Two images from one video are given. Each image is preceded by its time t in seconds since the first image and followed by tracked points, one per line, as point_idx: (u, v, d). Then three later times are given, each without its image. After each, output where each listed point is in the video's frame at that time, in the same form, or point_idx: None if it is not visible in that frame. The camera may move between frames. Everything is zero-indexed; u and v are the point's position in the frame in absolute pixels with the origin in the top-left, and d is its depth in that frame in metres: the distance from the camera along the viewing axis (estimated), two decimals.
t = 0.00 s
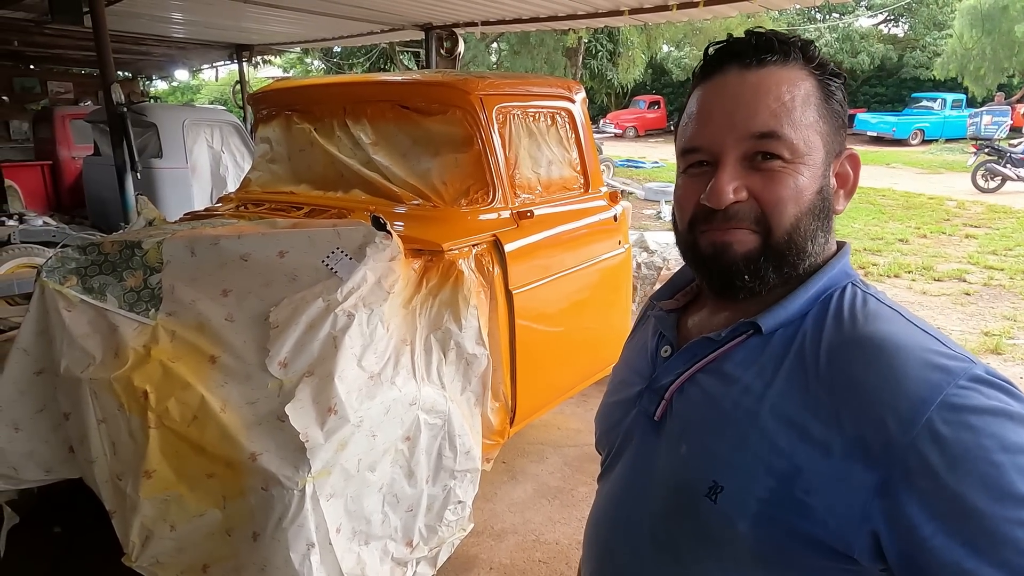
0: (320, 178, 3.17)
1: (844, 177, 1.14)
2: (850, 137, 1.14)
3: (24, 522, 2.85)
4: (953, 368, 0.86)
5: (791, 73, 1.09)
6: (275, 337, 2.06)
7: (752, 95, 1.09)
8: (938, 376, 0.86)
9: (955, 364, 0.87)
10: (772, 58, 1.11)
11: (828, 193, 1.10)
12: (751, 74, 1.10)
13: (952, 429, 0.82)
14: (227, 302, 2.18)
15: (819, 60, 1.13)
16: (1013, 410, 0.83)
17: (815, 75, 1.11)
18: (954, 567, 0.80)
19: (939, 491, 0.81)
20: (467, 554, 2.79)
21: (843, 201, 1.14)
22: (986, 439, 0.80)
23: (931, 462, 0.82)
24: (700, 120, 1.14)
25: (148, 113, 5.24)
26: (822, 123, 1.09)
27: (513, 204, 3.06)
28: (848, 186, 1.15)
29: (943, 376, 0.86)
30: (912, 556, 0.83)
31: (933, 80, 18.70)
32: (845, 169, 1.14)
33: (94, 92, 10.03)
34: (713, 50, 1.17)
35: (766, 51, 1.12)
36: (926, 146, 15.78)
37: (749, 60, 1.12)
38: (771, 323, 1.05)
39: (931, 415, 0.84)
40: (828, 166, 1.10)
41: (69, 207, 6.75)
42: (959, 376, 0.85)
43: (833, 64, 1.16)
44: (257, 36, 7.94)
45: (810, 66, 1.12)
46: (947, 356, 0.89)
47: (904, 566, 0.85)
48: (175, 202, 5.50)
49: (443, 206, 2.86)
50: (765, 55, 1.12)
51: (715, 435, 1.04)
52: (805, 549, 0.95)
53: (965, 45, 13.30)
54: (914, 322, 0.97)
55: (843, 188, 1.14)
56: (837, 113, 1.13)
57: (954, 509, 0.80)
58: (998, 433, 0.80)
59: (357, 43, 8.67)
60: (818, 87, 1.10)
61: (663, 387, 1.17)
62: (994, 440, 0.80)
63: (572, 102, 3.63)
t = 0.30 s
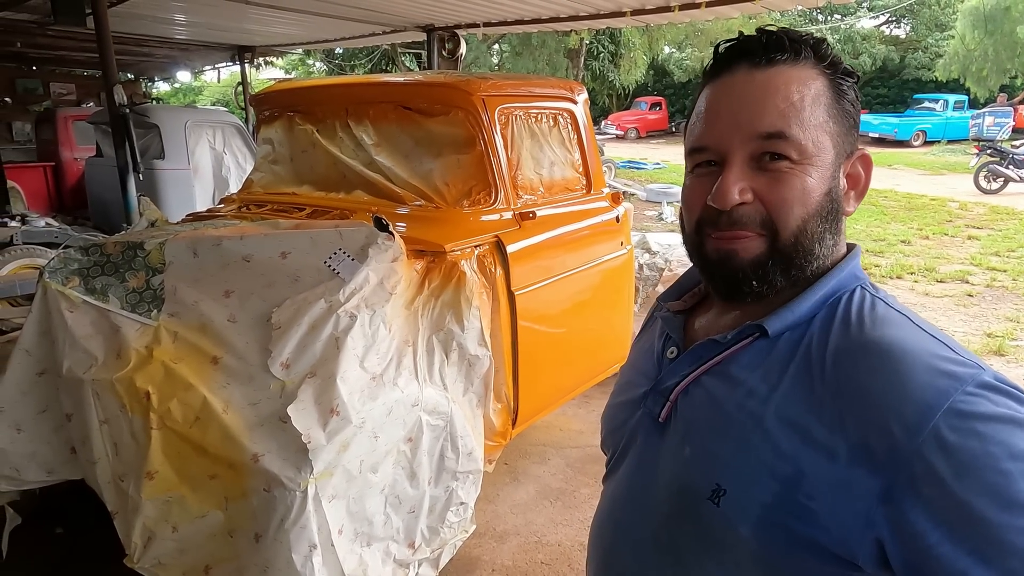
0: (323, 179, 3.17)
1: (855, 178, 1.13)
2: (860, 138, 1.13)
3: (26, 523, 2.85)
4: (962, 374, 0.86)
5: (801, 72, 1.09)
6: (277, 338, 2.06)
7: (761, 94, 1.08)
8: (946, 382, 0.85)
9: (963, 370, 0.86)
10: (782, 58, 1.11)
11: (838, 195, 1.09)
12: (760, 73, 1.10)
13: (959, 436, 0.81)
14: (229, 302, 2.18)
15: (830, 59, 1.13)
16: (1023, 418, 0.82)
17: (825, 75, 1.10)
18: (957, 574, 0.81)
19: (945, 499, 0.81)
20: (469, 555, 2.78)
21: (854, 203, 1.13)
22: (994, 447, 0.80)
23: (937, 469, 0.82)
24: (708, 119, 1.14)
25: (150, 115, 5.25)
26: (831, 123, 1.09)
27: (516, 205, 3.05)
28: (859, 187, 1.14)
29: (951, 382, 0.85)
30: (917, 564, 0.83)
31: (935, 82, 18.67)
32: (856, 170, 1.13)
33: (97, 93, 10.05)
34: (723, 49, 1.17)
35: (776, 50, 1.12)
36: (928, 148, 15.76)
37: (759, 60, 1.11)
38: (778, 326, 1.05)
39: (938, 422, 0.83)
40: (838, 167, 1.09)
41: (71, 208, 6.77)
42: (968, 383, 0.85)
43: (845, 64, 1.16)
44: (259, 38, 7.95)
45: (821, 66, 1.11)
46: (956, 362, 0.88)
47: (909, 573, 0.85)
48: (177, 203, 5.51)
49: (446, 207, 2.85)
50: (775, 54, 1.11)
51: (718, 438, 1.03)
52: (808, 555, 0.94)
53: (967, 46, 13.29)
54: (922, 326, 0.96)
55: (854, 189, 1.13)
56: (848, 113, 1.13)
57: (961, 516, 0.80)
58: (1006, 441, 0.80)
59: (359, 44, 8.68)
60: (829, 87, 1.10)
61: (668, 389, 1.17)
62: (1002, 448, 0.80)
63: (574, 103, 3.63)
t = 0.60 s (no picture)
0: (325, 181, 3.18)
1: (863, 184, 1.13)
2: (867, 143, 1.14)
3: (30, 524, 2.86)
4: (972, 382, 0.86)
5: (808, 78, 1.09)
6: (280, 340, 2.06)
7: (769, 100, 1.09)
8: (956, 390, 0.85)
9: (973, 377, 0.87)
10: (789, 64, 1.11)
11: (846, 200, 1.09)
12: (767, 80, 1.10)
13: (969, 444, 0.81)
14: (232, 305, 2.18)
15: (837, 64, 1.13)
16: None
17: (832, 81, 1.11)
18: None
19: (955, 506, 0.80)
20: (471, 557, 2.78)
21: (862, 208, 1.14)
22: (1004, 455, 0.80)
23: (947, 477, 0.82)
24: (715, 126, 1.14)
25: (153, 117, 5.25)
26: (839, 129, 1.09)
27: (518, 207, 3.06)
28: (867, 193, 1.14)
29: (962, 390, 0.85)
30: (926, 571, 0.83)
31: (937, 83, 18.64)
32: (864, 175, 1.13)
33: (99, 96, 10.08)
34: (729, 54, 1.18)
35: (783, 57, 1.12)
36: (930, 149, 15.74)
37: (766, 66, 1.12)
38: (786, 330, 1.05)
39: (948, 429, 0.83)
40: (847, 172, 1.09)
41: (73, 209, 6.78)
42: (978, 390, 0.85)
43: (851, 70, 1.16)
44: (262, 40, 7.97)
45: (828, 72, 1.12)
46: (966, 369, 0.88)
47: None
48: (180, 205, 5.51)
49: (448, 210, 2.86)
50: (781, 60, 1.12)
51: (727, 443, 1.03)
52: (816, 561, 0.94)
53: (969, 48, 13.27)
54: (931, 333, 0.96)
55: (862, 195, 1.13)
56: (855, 118, 1.13)
57: (969, 524, 0.79)
58: (1017, 449, 0.80)
59: (361, 46, 8.70)
60: (836, 94, 1.10)
61: (675, 392, 1.17)
62: (1013, 456, 0.79)
63: (577, 106, 3.64)
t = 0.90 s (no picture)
0: (327, 183, 3.18)
1: (866, 185, 1.13)
2: (870, 145, 1.14)
3: (32, 525, 2.87)
4: (977, 380, 0.86)
5: (812, 82, 1.10)
6: (282, 341, 2.07)
7: (772, 103, 1.09)
8: (962, 389, 0.86)
9: (978, 377, 0.87)
10: (792, 67, 1.11)
11: (849, 201, 1.09)
12: (770, 83, 1.11)
13: (976, 443, 0.81)
14: (234, 306, 2.19)
15: (841, 67, 1.13)
16: None
17: (835, 84, 1.11)
18: None
19: (962, 505, 0.80)
20: (473, 559, 2.79)
21: (865, 210, 1.14)
22: (1010, 454, 0.80)
23: (953, 475, 0.82)
24: (718, 129, 1.15)
25: (156, 119, 5.26)
26: (843, 131, 1.09)
27: (519, 209, 3.06)
28: (871, 194, 1.14)
29: (967, 389, 0.86)
30: (933, 570, 0.83)
31: (939, 85, 18.62)
32: (867, 176, 1.13)
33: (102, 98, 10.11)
34: (733, 57, 1.18)
35: (786, 59, 1.12)
36: (932, 151, 15.72)
37: (769, 69, 1.12)
38: (791, 330, 1.05)
39: (954, 428, 0.84)
40: (850, 174, 1.10)
41: (77, 211, 6.77)
42: (984, 390, 0.85)
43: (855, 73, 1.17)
44: (264, 42, 7.99)
45: (831, 75, 1.12)
46: (971, 368, 0.89)
47: None
48: (182, 206, 5.52)
49: (450, 212, 2.86)
50: (785, 63, 1.12)
51: (732, 442, 1.04)
52: (820, 560, 0.95)
53: (971, 50, 13.26)
54: (936, 333, 0.97)
55: (866, 196, 1.13)
56: (859, 120, 1.13)
57: (975, 522, 0.79)
58: (1023, 448, 0.80)
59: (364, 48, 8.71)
60: (839, 96, 1.10)
61: (679, 393, 1.17)
62: (1019, 455, 0.80)
63: (578, 108, 3.64)
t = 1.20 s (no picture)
0: (329, 184, 3.18)
1: (869, 200, 1.05)
2: (882, 161, 1.06)
3: (34, 526, 2.87)
4: (987, 383, 0.86)
5: (798, 101, 1.05)
6: (284, 343, 2.07)
7: (755, 123, 1.07)
8: (971, 391, 0.86)
9: (987, 379, 0.87)
10: (786, 81, 1.07)
11: (831, 224, 1.06)
12: (758, 99, 1.08)
13: (984, 444, 0.82)
14: (236, 308, 2.19)
15: (844, 81, 1.06)
16: None
17: (832, 100, 1.05)
18: None
19: (970, 505, 0.80)
20: (474, 561, 2.78)
21: (865, 229, 1.07)
22: (1019, 455, 0.79)
23: (962, 476, 0.81)
24: (707, 141, 1.17)
25: (157, 120, 5.27)
26: (831, 151, 1.04)
27: (521, 210, 3.07)
28: (875, 212, 1.06)
29: (976, 391, 0.86)
30: (940, 570, 0.82)
31: (940, 87, 18.61)
32: (870, 193, 1.05)
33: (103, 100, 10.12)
34: (738, 64, 1.16)
35: (781, 74, 1.09)
36: (934, 153, 15.71)
37: (764, 83, 1.09)
38: (798, 331, 1.05)
39: (962, 430, 0.83)
40: (833, 196, 1.05)
41: (78, 213, 6.80)
42: (992, 391, 0.85)
43: (874, 82, 1.07)
44: (266, 43, 8.00)
45: (828, 90, 1.05)
46: (980, 372, 0.89)
47: None
48: (184, 208, 5.53)
49: (451, 213, 2.86)
50: (780, 78, 1.08)
51: (740, 441, 1.04)
52: (828, 559, 0.94)
53: (973, 51, 13.25)
54: (945, 336, 0.96)
55: (868, 214, 1.06)
56: (865, 137, 1.04)
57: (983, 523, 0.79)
58: None
59: (365, 50, 8.72)
60: (831, 113, 1.04)
61: (686, 393, 1.18)
62: None
63: (580, 109, 3.64)
